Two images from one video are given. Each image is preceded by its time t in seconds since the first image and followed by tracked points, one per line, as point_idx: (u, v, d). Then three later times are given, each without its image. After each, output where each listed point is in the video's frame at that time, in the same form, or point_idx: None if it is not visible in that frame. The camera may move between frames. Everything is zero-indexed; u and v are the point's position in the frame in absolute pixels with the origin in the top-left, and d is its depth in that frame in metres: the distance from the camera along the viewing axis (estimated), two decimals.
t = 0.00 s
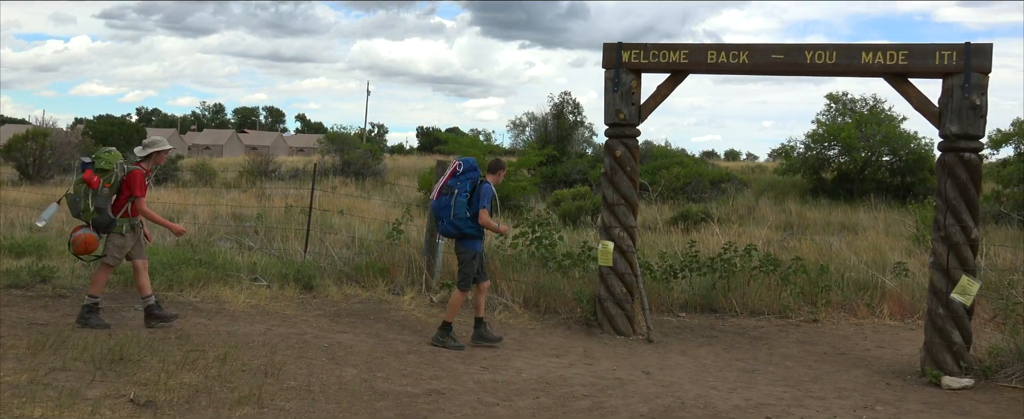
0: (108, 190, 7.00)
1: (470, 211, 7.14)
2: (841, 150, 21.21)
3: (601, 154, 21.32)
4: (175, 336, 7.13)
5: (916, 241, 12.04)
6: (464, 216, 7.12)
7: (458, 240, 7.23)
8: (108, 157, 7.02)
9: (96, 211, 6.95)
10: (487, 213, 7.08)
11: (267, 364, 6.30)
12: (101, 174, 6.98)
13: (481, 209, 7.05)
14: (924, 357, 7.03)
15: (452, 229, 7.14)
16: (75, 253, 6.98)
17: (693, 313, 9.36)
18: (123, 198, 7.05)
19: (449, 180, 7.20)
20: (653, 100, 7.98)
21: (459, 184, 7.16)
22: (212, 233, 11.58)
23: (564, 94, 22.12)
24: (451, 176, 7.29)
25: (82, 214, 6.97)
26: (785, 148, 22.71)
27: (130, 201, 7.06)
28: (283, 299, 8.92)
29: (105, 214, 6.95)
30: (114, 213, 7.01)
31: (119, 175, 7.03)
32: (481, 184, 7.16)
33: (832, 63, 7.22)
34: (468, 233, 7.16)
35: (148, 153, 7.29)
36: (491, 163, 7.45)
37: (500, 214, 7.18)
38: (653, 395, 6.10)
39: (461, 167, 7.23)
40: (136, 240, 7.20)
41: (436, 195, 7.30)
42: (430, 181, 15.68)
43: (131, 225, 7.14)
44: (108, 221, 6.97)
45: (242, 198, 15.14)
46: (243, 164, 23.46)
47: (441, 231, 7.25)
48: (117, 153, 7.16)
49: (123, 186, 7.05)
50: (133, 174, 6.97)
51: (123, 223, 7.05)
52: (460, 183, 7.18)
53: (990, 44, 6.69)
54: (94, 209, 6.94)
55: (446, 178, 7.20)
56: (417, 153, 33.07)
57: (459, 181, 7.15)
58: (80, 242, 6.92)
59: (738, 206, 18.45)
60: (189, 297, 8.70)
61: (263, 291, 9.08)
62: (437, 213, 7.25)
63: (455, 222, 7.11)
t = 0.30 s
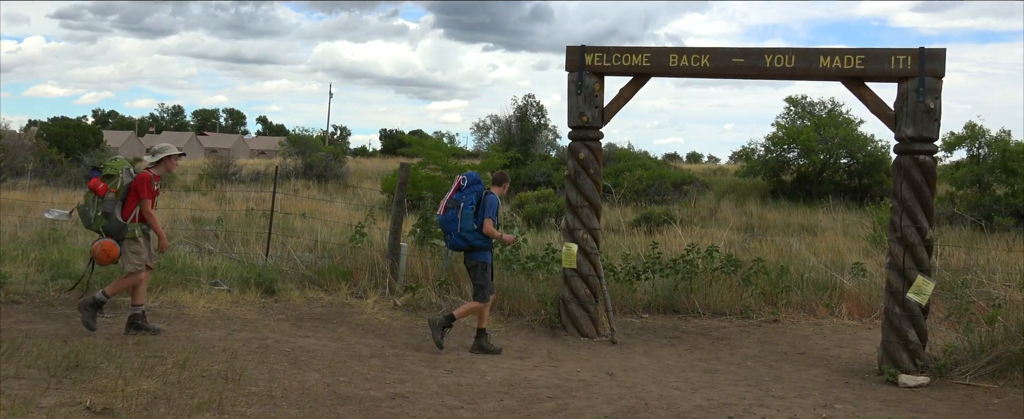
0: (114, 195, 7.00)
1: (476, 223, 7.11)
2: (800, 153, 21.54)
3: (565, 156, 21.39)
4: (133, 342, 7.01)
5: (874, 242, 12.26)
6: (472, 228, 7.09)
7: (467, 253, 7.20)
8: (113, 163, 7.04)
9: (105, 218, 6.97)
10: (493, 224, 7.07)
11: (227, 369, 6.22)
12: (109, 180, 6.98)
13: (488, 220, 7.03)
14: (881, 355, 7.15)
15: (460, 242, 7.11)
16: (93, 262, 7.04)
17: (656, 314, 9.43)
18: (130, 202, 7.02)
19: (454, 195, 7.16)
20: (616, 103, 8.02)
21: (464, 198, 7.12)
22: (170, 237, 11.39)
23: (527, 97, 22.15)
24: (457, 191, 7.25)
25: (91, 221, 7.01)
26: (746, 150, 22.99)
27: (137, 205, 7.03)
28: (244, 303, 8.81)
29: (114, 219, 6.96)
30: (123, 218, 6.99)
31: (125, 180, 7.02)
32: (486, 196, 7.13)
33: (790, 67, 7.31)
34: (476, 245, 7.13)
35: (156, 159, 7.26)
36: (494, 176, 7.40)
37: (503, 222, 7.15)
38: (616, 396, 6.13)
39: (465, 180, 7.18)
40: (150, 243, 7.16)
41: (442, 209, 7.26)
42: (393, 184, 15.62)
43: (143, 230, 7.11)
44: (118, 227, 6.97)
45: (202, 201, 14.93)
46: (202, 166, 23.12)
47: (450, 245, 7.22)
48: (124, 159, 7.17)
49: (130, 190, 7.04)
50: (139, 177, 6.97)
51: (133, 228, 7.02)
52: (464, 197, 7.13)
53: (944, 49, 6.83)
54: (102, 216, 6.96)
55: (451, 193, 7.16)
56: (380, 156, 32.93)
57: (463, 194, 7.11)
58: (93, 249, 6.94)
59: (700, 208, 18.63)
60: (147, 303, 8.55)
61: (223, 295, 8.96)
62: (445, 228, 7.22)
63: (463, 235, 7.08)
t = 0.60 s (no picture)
0: (132, 205, 6.84)
1: (494, 224, 7.19)
2: (775, 154, 21.72)
3: (542, 158, 21.40)
4: (107, 347, 6.92)
5: (848, 242, 12.40)
6: (490, 229, 7.16)
7: (482, 253, 7.25)
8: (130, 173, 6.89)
9: (124, 227, 6.80)
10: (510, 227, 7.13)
11: (203, 374, 6.16)
12: (127, 189, 6.82)
13: (505, 221, 7.09)
14: (856, 354, 7.22)
15: (478, 242, 7.17)
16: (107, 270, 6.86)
17: (634, 314, 9.46)
18: (150, 211, 6.88)
19: (476, 195, 7.24)
20: (592, 104, 8.05)
21: (485, 199, 7.21)
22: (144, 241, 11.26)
23: (504, 99, 22.14)
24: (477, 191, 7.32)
25: (109, 230, 6.84)
26: (721, 151, 23.15)
27: (157, 215, 6.90)
28: (220, 307, 8.73)
29: (136, 229, 6.81)
30: (144, 228, 6.87)
31: (143, 189, 6.86)
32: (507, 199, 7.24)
33: (764, 68, 7.37)
34: (492, 246, 7.20)
35: (170, 168, 7.16)
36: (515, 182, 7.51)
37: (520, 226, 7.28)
38: (595, 397, 6.15)
39: (488, 182, 7.27)
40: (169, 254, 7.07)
41: (460, 208, 7.31)
42: (370, 186, 15.55)
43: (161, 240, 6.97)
44: (139, 236, 6.82)
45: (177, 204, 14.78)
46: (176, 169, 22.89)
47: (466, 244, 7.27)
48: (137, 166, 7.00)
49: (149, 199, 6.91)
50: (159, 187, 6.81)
51: (154, 238, 6.92)
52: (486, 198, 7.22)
53: (915, 51, 6.93)
54: (121, 226, 6.80)
55: (473, 192, 7.23)
56: (356, 158, 32.78)
57: (485, 195, 7.20)
58: (115, 260, 6.75)
59: (677, 208, 18.73)
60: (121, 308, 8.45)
61: (199, 299, 8.87)
62: (461, 226, 7.25)
63: (481, 235, 7.15)
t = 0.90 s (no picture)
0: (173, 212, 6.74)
1: (531, 232, 7.30)
2: (764, 154, 21.80)
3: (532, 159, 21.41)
4: (95, 352, 6.87)
5: (837, 242, 12.45)
6: (527, 237, 7.28)
7: (518, 259, 7.38)
8: (168, 179, 6.72)
9: (167, 235, 6.74)
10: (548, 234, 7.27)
11: (192, 377, 6.13)
12: (167, 197, 6.70)
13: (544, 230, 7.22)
14: (845, 353, 7.25)
15: (516, 250, 7.28)
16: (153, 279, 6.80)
17: (624, 315, 9.48)
18: (190, 218, 6.84)
19: (511, 204, 7.27)
20: (582, 105, 8.05)
21: (521, 207, 7.26)
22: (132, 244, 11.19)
23: (494, 100, 22.13)
24: (511, 199, 7.35)
25: (149, 238, 6.74)
26: (710, 152, 23.21)
27: (196, 222, 6.86)
28: (209, 311, 8.70)
29: (179, 236, 6.77)
30: (184, 234, 6.83)
31: (182, 196, 6.75)
32: (541, 206, 7.32)
33: (753, 69, 7.39)
34: (529, 253, 7.33)
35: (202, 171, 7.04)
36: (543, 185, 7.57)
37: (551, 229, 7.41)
38: (586, 397, 6.15)
39: (521, 190, 7.30)
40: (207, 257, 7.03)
41: (496, 216, 7.34)
42: (360, 188, 15.52)
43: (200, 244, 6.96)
44: (180, 243, 6.78)
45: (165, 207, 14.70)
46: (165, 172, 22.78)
47: (502, 251, 7.37)
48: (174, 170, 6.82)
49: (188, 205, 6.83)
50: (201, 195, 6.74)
51: (193, 243, 6.89)
52: (521, 206, 7.27)
53: (902, 52, 6.97)
54: (164, 234, 6.72)
55: (508, 201, 7.26)
56: (346, 161, 32.71)
57: (521, 204, 7.25)
58: (164, 268, 6.66)
59: (666, 209, 18.77)
60: (110, 312, 8.41)
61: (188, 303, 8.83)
62: (498, 235, 7.33)
63: (520, 244, 7.26)
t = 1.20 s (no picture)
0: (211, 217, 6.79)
1: (562, 233, 7.41)
2: (758, 155, 21.83)
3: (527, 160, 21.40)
4: (89, 354, 6.85)
5: (832, 242, 12.47)
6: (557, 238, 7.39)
7: (547, 261, 7.46)
8: (210, 183, 6.81)
9: (202, 239, 6.73)
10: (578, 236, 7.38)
11: (186, 379, 6.12)
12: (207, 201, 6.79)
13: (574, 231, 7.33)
14: (840, 354, 7.26)
15: (546, 250, 7.39)
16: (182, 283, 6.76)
17: (620, 316, 9.48)
18: (224, 224, 6.86)
19: (542, 205, 7.39)
20: (577, 107, 8.05)
21: (552, 209, 7.38)
22: (126, 246, 11.15)
23: (489, 102, 22.12)
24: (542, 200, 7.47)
25: (184, 240, 6.71)
26: (705, 153, 23.24)
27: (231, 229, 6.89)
28: (204, 312, 8.68)
29: (212, 242, 6.77)
30: (217, 239, 6.83)
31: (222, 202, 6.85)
32: (571, 209, 7.43)
33: (747, 70, 7.40)
34: (559, 254, 7.43)
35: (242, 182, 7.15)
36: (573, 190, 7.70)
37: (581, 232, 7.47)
38: (581, 399, 6.15)
39: (553, 192, 7.42)
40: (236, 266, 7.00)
41: (527, 217, 7.46)
42: (355, 190, 15.51)
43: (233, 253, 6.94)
44: (213, 248, 6.77)
45: (160, 209, 14.66)
46: (159, 174, 22.74)
47: (532, 252, 7.48)
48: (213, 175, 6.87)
49: (223, 211, 6.88)
50: (239, 200, 6.83)
51: (226, 250, 6.88)
52: (553, 208, 7.39)
53: (896, 52, 6.99)
54: (199, 236, 6.72)
55: (540, 202, 7.39)
56: (341, 162, 32.67)
57: (553, 205, 7.38)
58: (193, 272, 6.65)
59: (661, 210, 18.78)
60: (104, 314, 8.38)
61: (183, 305, 8.81)
62: (529, 236, 7.45)
63: (550, 244, 7.37)
